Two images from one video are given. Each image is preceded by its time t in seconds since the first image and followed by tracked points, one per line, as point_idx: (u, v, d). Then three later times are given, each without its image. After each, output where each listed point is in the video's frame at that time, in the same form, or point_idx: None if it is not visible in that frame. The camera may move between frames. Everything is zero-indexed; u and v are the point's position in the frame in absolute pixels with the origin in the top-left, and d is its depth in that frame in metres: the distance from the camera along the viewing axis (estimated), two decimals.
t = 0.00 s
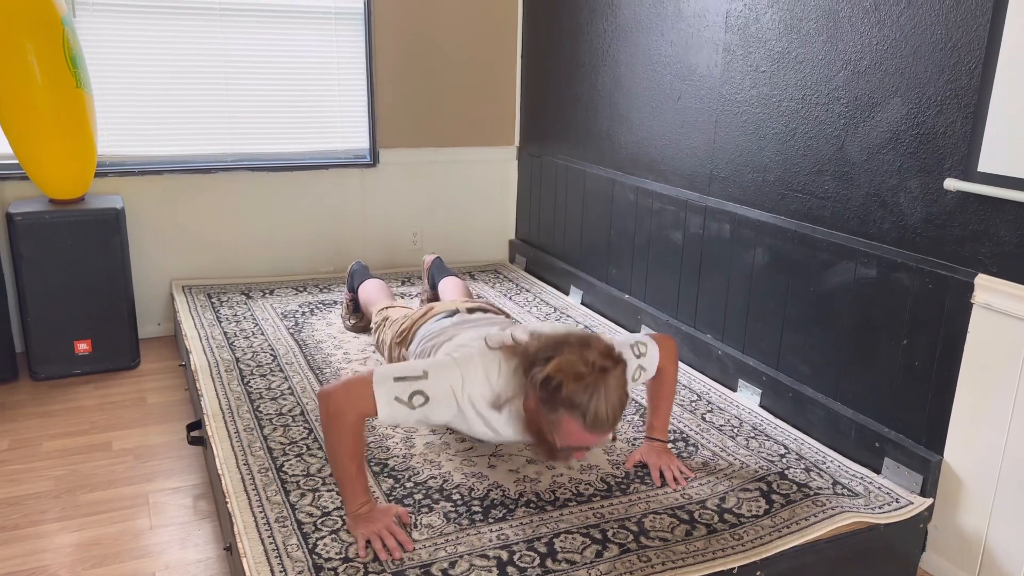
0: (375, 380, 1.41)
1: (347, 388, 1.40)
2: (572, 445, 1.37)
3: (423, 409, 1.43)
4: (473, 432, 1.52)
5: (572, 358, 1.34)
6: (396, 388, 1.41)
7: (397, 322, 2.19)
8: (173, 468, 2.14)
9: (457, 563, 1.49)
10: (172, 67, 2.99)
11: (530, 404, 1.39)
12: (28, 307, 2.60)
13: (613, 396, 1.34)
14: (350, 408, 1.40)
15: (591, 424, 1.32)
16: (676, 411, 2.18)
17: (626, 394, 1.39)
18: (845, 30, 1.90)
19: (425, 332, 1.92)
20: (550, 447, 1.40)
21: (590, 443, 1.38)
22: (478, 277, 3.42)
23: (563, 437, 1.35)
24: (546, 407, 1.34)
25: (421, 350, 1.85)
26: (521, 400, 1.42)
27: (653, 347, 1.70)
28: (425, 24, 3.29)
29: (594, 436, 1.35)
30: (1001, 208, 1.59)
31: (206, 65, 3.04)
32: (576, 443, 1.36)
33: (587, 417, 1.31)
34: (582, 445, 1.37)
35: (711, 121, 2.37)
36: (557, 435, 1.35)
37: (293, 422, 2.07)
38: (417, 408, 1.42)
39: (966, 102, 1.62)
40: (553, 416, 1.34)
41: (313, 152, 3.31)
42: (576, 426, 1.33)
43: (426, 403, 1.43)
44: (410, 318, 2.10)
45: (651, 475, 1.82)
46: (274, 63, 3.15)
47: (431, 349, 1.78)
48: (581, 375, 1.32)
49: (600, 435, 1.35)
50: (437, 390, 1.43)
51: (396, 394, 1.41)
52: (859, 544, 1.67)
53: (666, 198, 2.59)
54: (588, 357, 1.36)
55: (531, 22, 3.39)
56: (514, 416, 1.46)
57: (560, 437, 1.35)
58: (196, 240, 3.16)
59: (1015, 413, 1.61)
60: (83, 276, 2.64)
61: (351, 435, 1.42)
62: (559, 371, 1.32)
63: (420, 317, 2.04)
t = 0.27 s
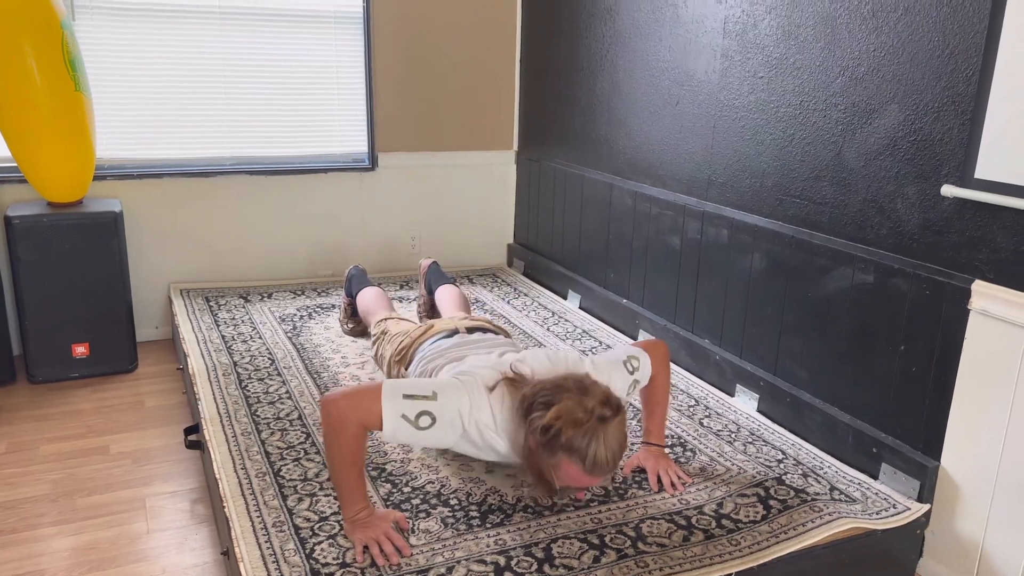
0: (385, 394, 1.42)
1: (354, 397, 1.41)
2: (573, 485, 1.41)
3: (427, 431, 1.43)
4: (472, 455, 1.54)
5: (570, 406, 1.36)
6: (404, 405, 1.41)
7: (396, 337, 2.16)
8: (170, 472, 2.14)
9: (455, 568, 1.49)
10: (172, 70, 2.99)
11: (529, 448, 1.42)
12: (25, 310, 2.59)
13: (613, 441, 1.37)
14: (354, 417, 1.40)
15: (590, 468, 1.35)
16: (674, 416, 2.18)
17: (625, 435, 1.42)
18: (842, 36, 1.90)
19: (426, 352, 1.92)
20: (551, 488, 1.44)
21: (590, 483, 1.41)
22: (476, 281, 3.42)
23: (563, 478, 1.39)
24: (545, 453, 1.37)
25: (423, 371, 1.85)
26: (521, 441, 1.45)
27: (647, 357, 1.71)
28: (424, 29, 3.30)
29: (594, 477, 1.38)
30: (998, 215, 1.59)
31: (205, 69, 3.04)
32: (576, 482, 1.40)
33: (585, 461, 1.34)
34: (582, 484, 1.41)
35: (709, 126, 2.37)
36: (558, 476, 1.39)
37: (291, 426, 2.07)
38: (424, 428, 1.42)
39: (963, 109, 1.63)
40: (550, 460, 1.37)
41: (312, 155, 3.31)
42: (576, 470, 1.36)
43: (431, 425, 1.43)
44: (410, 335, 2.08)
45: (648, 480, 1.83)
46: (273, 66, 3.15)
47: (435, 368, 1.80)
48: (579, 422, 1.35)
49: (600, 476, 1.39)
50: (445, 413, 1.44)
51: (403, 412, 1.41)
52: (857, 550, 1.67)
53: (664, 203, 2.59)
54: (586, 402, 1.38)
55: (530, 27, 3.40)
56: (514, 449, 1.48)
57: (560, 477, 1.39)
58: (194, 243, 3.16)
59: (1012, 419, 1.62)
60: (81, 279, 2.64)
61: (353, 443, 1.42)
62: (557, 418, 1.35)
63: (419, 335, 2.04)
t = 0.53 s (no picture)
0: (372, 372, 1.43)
1: (352, 387, 1.42)
2: (571, 399, 1.40)
3: (423, 386, 1.44)
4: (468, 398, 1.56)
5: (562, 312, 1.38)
6: (390, 373, 1.42)
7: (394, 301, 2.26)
8: (168, 476, 2.14)
9: (453, 572, 1.49)
10: (171, 74, 2.99)
11: (527, 365, 1.44)
12: (23, 313, 2.59)
13: (608, 347, 1.37)
14: (353, 407, 1.42)
15: (584, 375, 1.34)
16: (672, 420, 2.18)
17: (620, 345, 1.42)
18: (841, 42, 1.91)
19: (421, 304, 2.00)
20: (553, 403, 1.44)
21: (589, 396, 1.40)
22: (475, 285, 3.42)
23: (561, 391, 1.39)
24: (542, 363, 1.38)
25: (418, 322, 1.93)
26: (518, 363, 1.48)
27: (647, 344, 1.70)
28: (424, 33, 3.30)
29: (591, 387, 1.37)
30: (996, 221, 1.60)
31: (205, 72, 3.04)
32: (574, 396, 1.39)
33: (579, 369, 1.34)
34: (581, 399, 1.40)
35: (708, 131, 2.38)
36: (557, 389, 1.39)
37: (289, 430, 2.06)
38: (416, 386, 1.43)
39: (962, 115, 1.63)
40: (547, 368, 1.38)
41: (311, 159, 3.32)
42: (571, 378, 1.35)
43: (424, 380, 1.44)
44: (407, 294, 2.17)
45: (647, 485, 1.82)
46: (272, 70, 3.15)
47: (428, 319, 1.86)
48: (570, 327, 1.36)
49: (598, 386, 1.38)
50: (432, 365, 1.45)
51: (392, 378, 1.42)
52: (855, 555, 1.67)
53: (663, 207, 2.60)
54: (580, 309, 1.40)
55: (530, 32, 3.41)
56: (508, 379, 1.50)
57: (557, 389, 1.39)
58: (193, 247, 3.16)
59: (1011, 423, 1.62)
60: (80, 283, 2.64)
61: (353, 436, 1.43)
62: (549, 325, 1.37)
63: (415, 293, 2.13)
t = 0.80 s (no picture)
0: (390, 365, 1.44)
1: (370, 384, 1.43)
2: (566, 339, 1.43)
3: (434, 353, 1.48)
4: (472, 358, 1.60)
5: (554, 249, 1.42)
6: (401, 350, 1.45)
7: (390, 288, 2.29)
8: (166, 478, 2.13)
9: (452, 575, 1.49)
10: (171, 77, 2.99)
11: (523, 305, 1.48)
12: (22, 315, 2.59)
13: (597, 280, 1.40)
14: (374, 405, 1.42)
15: (577, 312, 1.38)
16: (671, 423, 2.18)
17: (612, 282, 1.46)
18: (840, 46, 1.91)
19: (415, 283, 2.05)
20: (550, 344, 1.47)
21: (584, 333, 1.43)
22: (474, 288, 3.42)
23: (555, 329, 1.42)
24: (536, 300, 1.42)
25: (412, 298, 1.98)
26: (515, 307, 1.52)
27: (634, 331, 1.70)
28: (424, 37, 3.31)
29: (584, 325, 1.40)
30: (994, 224, 1.60)
31: (205, 75, 3.05)
32: (569, 334, 1.42)
33: (571, 305, 1.37)
34: (575, 339, 1.43)
35: (707, 134, 2.38)
36: (551, 328, 1.42)
37: (288, 432, 2.06)
38: (429, 355, 1.47)
39: (960, 119, 1.64)
40: (541, 305, 1.42)
41: (311, 162, 3.32)
42: (565, 317, 1.39)
43: (434, 348, 1.48)
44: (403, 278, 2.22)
45: (645, 487, 1.83)
46: (272, 73, 3.16)
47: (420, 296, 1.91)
48: (562, 264, 1.40)
49: (592, 323, 1.40)
50: (438, 330, 1.49)
51: (405, 353, 1.45)
52: (853, 558, 1.68)
53: (661, 211, 2.60)
54: (572, 247, 1.44)
55: (529, 35, 3.41)
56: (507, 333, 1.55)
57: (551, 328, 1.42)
58: (192, 249, 3.16)
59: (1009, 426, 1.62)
60: (79, 285, 2.64)
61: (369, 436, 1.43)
62: (542, 262, 1.42)
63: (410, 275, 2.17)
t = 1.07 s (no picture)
0: (366, 392, 1.42)
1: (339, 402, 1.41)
2: (562, 460, 1.40)
3: (415, 418, 1.44)
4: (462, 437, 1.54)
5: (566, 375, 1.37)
6: (385, 398, 1.42)
7: (392, 335, 2.19)
8: (164, 480, 2.13)
9: None
10: (170, 79, 3.00)
11: (520, 416, 1.43)
12: (20, 317, 2.59)
13: (606, 410, 1.38)
14: (343, 421, 1.40)
15: (581, 440, 1.36)
16: (668, 426, 2.18)
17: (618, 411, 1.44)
18: (837, 50, 1.92)
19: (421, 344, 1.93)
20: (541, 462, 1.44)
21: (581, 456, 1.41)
22: (472, 291, 3.42)
23: (553, 451, 1.39)
24: (537, 421, 1.37)
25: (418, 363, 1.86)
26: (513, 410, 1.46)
27: (647, 361, 1.72)
28: (422, 40, 3.32)
29: (583, 452, 1.38)
30: (991, 227, 1.60)
31: (204, 77, 3.05)
32: (565, 457, 1.39)
33: (576, 433, 1.35)
34: (571, 462, 1.41)
35: (705, 138, 2.39)
36: (550, 450, 1.39)
37: (286, 435, 2.06)
38: (409, 417, 1.43)
39: (957, 123, 1.64)
40: (542, 426, 1.37)
41: (309, 164, 3.32)
42: (568, 443, 1.36)
43: (418, 412, 1.44)
44: (405, 330, 2.11)
45: (643, 491, 1.83)
46: (272, 75, 3.16)
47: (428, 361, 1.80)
48: (573, 391, 1.36)
49: (590, 451, 1.39)
50: (429, 398, 1.45)
51: (388, 403, 1.42)
52: (850, 562, 1.68)
53: (660, 214, 2.60)
54: (583, 376, 1.40)
55: (528, 39, 3.42)
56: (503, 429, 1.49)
57: (549, 449, 1.38)
58: (191, 251, 3.16)
59: (1006, 429, 1.63)
60: (77, 286, 2.64)
61: (345, 450, 1.42)
62: (551, 386, 1.36)
63: (415, 330, 2.05)
